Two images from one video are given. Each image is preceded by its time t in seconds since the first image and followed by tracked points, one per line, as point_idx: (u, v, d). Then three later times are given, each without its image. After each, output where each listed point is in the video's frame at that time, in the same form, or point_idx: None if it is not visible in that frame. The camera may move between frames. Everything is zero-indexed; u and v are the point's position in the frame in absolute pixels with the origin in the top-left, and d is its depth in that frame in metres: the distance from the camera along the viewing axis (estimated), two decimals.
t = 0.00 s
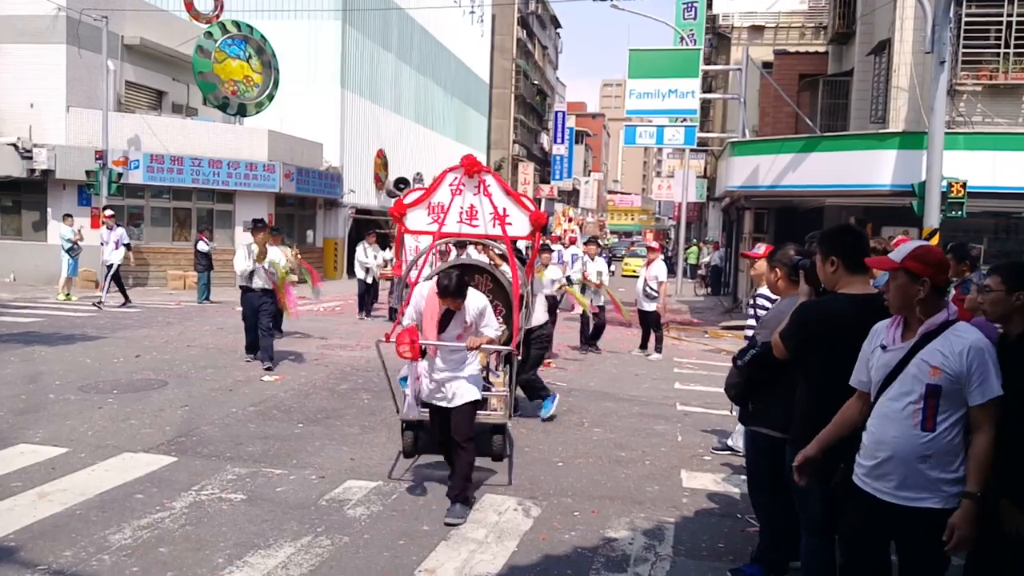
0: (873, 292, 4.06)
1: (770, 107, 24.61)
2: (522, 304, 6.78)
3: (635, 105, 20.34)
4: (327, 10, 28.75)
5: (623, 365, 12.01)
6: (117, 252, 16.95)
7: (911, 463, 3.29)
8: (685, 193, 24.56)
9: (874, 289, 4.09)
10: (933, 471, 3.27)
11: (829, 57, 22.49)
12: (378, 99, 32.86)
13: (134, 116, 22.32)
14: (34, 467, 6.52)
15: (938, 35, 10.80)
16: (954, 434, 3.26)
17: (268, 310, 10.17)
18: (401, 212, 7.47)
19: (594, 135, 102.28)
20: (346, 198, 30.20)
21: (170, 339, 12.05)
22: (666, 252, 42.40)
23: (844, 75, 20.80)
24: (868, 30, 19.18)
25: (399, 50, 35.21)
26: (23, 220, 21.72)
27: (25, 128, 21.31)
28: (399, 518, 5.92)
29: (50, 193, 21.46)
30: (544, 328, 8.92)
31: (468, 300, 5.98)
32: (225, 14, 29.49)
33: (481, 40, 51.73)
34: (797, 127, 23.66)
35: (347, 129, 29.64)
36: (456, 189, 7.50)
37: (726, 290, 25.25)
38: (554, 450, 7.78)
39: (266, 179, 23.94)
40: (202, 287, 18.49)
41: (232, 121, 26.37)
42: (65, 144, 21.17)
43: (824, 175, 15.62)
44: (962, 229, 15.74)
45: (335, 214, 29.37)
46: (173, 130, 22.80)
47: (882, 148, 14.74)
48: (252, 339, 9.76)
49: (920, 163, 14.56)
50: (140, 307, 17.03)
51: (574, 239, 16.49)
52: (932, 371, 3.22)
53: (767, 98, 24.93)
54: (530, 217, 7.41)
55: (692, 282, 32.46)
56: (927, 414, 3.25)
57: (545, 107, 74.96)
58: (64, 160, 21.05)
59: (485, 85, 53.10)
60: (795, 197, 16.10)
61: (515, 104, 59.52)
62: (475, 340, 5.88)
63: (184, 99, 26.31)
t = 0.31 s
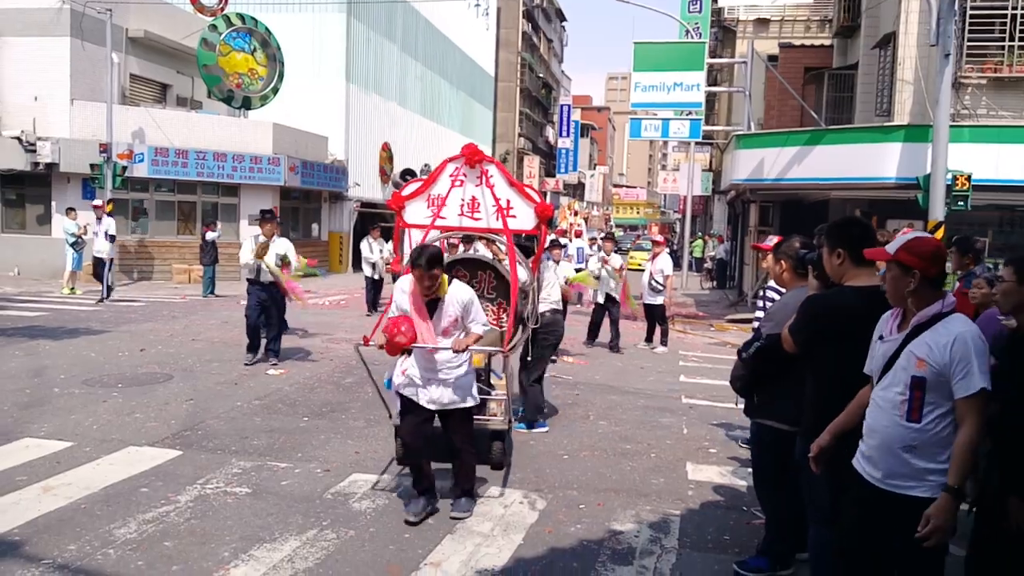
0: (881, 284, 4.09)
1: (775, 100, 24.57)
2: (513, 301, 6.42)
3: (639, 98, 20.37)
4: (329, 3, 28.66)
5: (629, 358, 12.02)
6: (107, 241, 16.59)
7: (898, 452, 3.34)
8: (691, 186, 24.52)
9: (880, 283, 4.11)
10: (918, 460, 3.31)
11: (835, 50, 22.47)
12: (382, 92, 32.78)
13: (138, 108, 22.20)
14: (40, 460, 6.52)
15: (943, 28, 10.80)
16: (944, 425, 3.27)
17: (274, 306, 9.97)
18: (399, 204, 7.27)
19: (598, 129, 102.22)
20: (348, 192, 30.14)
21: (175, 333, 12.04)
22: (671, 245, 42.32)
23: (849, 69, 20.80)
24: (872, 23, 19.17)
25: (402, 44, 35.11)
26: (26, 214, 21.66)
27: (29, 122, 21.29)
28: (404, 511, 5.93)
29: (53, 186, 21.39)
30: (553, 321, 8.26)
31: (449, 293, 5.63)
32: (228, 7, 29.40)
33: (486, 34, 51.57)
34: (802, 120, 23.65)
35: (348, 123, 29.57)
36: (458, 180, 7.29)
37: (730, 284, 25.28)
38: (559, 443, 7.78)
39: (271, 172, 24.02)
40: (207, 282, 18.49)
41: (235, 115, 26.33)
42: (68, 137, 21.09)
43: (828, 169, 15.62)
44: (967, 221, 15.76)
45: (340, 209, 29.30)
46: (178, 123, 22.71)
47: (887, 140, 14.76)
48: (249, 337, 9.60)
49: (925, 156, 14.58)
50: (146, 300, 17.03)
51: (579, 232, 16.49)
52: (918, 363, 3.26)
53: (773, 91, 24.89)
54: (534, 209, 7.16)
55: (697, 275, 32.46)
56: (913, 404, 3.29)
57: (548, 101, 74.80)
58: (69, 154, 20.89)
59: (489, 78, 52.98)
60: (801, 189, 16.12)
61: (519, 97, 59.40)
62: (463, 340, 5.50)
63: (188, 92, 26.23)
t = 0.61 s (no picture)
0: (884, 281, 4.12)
1: (780, 94, 24.51)
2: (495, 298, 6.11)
3: (644, 92, 20.32)
4: None
5: (633, 352, 12.04)
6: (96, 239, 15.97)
7: (876, 440, 3.41)
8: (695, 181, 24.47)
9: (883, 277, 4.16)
10: (896, 449, 3.36)
11: (840, 44, 22.39)
12: (386, 87, 32.80)
13: (144, 104, 22.28)
14: (48, 454, 6.57)
15: (949, 22, 10.76)
16: (920, 414, 3.32)
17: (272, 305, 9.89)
18: (397, 196, 7.08)
19: (602, 124, 102.07)
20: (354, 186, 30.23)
21: (181, 327, 12.09)
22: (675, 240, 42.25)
23: (854, 63, 20.73)
24: (878, 17, 19.09)
25: (407, 38, 35.05)
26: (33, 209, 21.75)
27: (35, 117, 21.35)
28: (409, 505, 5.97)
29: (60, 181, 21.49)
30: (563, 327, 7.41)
31: (398, 290, 4.94)
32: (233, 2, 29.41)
33: (490, 28, 51.44)
34: (807, 115, 23.59)
35: (354, 118, 29.60)
36: (458, 172, 7.12)
37: (735, 279, 25.27)
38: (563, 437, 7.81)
39: (275, 167, 23.94)
40: (213, 276, 18.55)
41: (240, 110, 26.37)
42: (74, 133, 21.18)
43: (833, 164, 15.60)
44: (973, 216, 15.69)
45: (344, 203, 29.43)
46: (183, 119, 22.78)
47: (893, 135, 14.70)
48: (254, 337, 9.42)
49: (930, 151, 14.54)
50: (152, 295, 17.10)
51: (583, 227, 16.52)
52: (895, 352, 3.32)
53: (778, 85, 24.80)
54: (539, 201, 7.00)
55: (701, 270, 32.42)
56: (891, 393, 3.35)
57: (553, 96, 74.64)
58: (75, 149, 21.05)
59: (493, 72, 52.87)
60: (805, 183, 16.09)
61: (523, 92, 59.29)
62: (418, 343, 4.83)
63: (193, 87, 26.28)
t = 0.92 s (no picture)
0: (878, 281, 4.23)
1: (782, 93, 24.51)
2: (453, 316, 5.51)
3: (645, 91, 20.34)
4: None
5: (635, 351, 12.04)
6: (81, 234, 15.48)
7: (844, 435, 3.51)
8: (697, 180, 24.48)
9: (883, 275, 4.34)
10: (863, 445, 3.46)
11: (842, 43, 22.41)
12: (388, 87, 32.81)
13: (145, 104, 22.27)
14: (49, 453, 6.56)
15: (951, 21, 10.78)
16: (886, 410, 3.41)
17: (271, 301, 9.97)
18: (384, 194, 6.53)
19: (604, 124, 102.09)
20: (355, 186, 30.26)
21: (183, 326, 12.09)
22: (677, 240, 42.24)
23: (855, 62, 20.77)
24: (880, 16, 19.10)
25: (408, 37, 35.04)
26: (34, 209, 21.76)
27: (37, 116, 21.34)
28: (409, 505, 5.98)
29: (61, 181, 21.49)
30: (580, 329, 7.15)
31: (330, 290, 4.61)
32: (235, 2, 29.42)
33: (492, 27, 51.42)
34: (809, 114, 23.59)
35: (355, 118, 29.60)
36: (449, 167, 6.50)
37: (736, 278, 25.30)
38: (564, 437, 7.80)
39: (278, 166, 24.01)
40: (214, 276, 18.55)
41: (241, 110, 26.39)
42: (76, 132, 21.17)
43: (834, 163, 15.65)
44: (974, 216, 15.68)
45: (345, 203, 29.47)
46: (184, 118, 22.75)
47: (894, 134, 14.72)
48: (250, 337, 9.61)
49: (932, 150, 14.53)
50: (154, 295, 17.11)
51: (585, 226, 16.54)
52: (863, 348, 3.41)
53: (779, 84, 24.79)
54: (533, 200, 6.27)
55: (703, 269, 32.41)
56: (858, 389, 3.45)
57: (555, 96, 74.65)
58: (76, 149, 21.04)
59: (495, 72, 52.87)
60: (806, 182, 16.11)
61: (525, 91, 59.28)
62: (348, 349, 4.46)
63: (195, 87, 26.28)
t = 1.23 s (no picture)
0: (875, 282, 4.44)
1: (780, 93, 24.50)
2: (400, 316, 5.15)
3: (644, 92, 20.36)
4: None
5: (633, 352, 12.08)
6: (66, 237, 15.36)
7: (812, 428, 3.76)
8: (695, 181, 24.49)
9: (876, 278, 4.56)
10: (829, 437, 3.69)
11: (840, 43, 22.44)
12: (386, 87, 32.81)
13: (143, 105, 22.12)
14: (48, 456, 6.56)
15: (948, 21, 10.79)
16: (852, 406, 3.63)
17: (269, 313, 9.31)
18: (367, 194, 6.04)
19: (601, 124, 102.24)
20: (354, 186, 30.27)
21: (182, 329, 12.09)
22: (675, 240, 42.24)
23: (853, 62, 20.79)
24: (877, 16, 19.10)
25: (407, 38, 35.04)
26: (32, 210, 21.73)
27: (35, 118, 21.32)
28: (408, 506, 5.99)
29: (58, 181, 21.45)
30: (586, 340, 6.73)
31: (238, 293, 4.27)
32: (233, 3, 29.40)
33: (490, 28, 51.41)
34: (807, 115, 23.59)
35: (353, 118, 29.59)
36: (433, 165, 5.98)
37: (735, 278, 25.32)
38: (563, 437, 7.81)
39: (276, 167, 24.04)
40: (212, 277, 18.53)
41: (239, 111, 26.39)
42: (73, 134, 21.17)
43: (832, 163, 15.66)
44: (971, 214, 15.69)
45: (344, 203, 29.49)
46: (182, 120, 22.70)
47: (892, 134, 14.72)
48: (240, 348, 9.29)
49: (930, 150, 14.56)
50: (153, 297, 17.10)
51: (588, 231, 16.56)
52: (831, 346, 3.64)
53: (777, 85, 24.78)
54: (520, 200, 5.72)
55: (702, 269, 32.40)
56: (826, 382, 3.70)
57: (553, 96, 74.62)
58: (74, 151, 21.03)
59: (493, 73, 52.87)
60: (804, 182, 16.12)
61: (523, 92, 59.26)
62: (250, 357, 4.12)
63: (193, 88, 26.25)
